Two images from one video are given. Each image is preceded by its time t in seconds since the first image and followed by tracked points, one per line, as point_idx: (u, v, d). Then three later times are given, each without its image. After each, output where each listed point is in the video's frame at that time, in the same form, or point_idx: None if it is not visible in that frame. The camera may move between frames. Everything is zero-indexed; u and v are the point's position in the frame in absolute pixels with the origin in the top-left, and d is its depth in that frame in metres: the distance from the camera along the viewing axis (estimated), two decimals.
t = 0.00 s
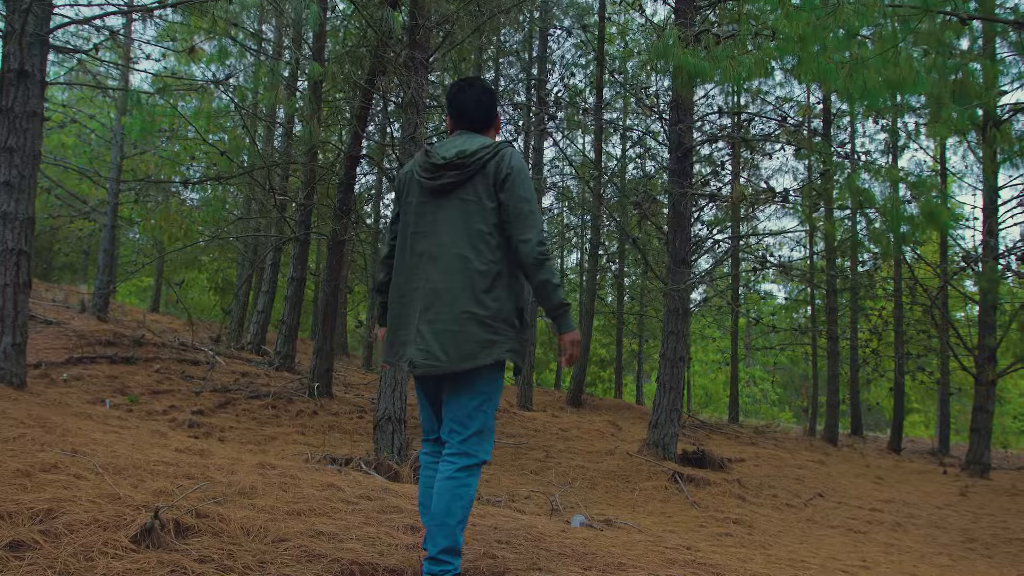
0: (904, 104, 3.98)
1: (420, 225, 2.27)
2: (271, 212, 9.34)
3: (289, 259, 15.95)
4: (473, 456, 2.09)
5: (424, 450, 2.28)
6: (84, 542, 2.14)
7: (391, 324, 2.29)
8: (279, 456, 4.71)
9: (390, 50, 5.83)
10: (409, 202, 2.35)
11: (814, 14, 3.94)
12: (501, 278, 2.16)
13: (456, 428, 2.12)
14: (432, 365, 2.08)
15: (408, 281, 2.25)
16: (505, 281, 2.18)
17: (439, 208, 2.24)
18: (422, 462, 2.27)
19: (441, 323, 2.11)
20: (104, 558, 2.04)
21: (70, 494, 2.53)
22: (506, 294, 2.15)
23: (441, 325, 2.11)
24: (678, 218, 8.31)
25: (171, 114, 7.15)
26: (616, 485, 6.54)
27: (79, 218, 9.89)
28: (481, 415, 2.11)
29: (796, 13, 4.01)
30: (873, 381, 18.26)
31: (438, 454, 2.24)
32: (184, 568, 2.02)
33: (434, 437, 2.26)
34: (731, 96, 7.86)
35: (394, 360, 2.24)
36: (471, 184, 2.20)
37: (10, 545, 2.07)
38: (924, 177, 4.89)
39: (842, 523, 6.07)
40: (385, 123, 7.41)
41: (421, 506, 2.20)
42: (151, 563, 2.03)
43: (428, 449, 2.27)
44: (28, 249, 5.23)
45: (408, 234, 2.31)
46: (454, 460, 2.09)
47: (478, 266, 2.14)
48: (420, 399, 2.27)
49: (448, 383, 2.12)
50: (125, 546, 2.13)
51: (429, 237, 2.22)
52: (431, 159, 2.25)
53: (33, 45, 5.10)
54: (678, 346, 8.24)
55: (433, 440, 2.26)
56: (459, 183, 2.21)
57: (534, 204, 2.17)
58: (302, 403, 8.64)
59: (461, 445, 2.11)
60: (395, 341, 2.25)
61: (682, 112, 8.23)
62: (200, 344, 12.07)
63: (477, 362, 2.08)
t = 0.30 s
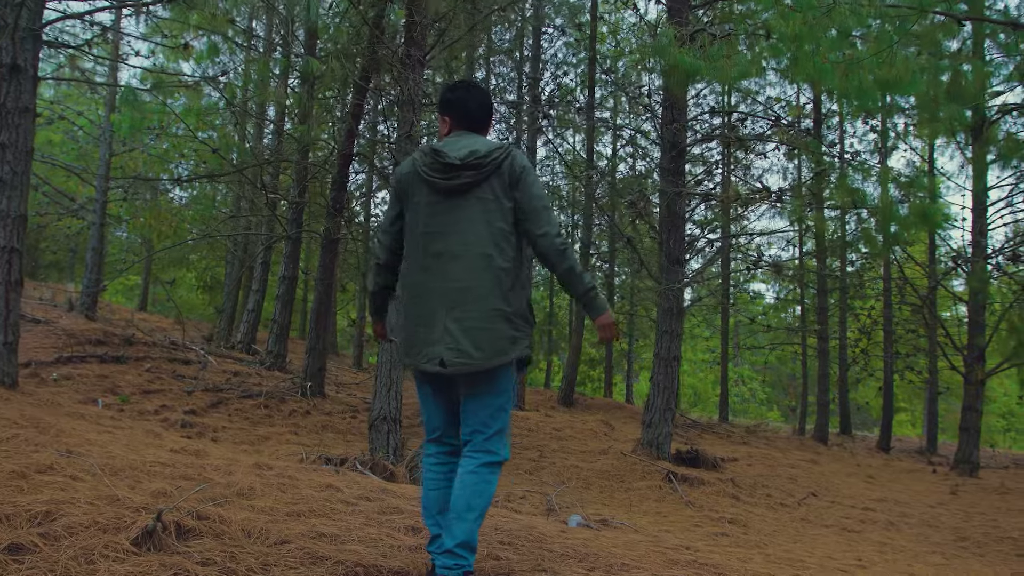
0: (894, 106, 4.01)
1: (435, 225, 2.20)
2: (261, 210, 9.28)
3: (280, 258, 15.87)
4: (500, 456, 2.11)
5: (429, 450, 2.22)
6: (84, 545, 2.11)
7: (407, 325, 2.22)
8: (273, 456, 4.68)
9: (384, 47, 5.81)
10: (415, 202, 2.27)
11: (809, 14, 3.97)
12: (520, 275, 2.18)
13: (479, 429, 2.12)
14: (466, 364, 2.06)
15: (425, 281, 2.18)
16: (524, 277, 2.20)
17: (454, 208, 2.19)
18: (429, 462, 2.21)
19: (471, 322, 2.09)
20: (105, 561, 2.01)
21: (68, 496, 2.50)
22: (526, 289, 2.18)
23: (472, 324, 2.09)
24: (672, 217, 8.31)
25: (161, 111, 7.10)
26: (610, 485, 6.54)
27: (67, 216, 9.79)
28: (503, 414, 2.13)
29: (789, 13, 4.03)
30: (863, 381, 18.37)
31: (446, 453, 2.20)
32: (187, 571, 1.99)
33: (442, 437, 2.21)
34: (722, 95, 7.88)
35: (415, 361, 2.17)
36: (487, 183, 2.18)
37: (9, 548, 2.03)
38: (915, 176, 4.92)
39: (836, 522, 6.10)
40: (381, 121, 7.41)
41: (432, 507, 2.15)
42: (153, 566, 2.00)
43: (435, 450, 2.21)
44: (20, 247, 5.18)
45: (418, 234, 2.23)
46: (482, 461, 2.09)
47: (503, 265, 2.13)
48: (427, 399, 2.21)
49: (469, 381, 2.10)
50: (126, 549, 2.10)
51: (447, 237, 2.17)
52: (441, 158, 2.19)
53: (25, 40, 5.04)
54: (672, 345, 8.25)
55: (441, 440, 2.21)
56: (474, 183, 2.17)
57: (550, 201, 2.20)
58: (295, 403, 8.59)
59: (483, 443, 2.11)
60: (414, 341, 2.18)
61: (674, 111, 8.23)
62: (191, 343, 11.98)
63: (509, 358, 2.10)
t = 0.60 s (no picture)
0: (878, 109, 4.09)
1: (447, 229, 2.16)
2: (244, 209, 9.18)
3: (263, 257, 15.74)
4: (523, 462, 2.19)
5: (426, 454, 2.14)
6: (75, 553, 2.06)
7: (416, 330, 2.13)
8: (260, 458, 4.62)
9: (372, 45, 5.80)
10: (419, 203, 2.20)
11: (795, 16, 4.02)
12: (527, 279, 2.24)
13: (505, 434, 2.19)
14: (494, 369, 2.07)
15: (438, 285, 2.13)
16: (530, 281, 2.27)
17: (467, 212, 2.17)
18: (427, 467, 2.12)
19: (495, 327, 2.10)
20: (97, 569, 1.96)
21: (55, 502, 2.44)
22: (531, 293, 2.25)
23: (495, 328, 2.10)
24: (659, 219, 8.34)
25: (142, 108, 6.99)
26: (598, 487, 6.54)
27: (44, 213, 9.61)
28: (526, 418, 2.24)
29: (778, 15, 4.06)
30: (844, 382, 18.57)
31: (446, 457, 2.15)
32: None
33: (443, 441, 2.15)
34: (707, 98, 7.94)
35: (429, 366, 2.11)
36: (499, 189, 2.21)
37: None
38: (897, 179, 5.00)
39: (821, 523, 6.14)
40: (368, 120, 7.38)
41: (438, 512, 2.09)
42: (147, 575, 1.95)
43: (434, 454, 2.13)
44: None
45: (426, 238, 2.17)
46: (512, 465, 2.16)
47: (518, 270, 2.18)
48: (439, 402, 2.15)
49: (492, 385, 2.12)
50: (118, 556, 2.05)
51: (461, 241, 2.15)
52: (454, 161, 2.17)
53: (6, 34, 4.94)
54: (658, 347, 8.26)
55: (442, 444, 2.15)
56: (487, 189, 2.19)
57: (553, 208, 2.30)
58: (279, 404, 8.50)
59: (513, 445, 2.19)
60: (427, 346, 2.12)
61: (662, 112, 8.25)
62: (172, 344, 11.82)
63: (527, 361, 2.17)
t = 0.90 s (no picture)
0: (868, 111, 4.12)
1: (465, 233, 2.17)
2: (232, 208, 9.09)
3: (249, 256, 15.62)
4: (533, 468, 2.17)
5: (429, 457, 2.12)
6: (73, 560, 2.03)
7: (429, 332, 2.11)
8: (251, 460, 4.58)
9: (362, 43, 5.79)
10: (435, 204, 2.19)
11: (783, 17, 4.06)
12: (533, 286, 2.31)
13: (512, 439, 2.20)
14: (510, 373, 2.11)
15: (453, 287, 2.13)
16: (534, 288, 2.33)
17: (484, 217, 2.20)
18: (431, 471, 2.10)
19: (511, 332, 2.15)
20: None
21: (51, 507, 2.40)
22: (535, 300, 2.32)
23: (510, 334, 2.15)
24: (649, 220, 8.35)
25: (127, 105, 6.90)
26: (589, 487, 6.55)
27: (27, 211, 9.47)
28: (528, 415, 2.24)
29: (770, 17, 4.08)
30: (829, 382, 18.74)
31: (449, 461, 2.13)
32: None
33: (447, 443, 2.13)
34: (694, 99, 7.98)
35: (441, 370, 2.09)
36: (516, 196, 2.26)
37: None
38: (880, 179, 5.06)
39: (811, 523, 6.18)
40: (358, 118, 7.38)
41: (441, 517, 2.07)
42: None
43: (437, 457, 2.12)
44: None
45: (443, 239, 2.17)
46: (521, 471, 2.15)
47: (532, 278, 2.24)
48: (444, 404, 2.14)
49: (504, 389, 2.15)
50: (117, 563, 2.02)
51: (479, 245, 2.17)
52: (474, 165, 2.20)
53: None
54: (649, 348, 8.29)
55: (445, 447, 2.14)
56: (505, 195, 2.24)
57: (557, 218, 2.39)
58: (267, 404, 8.43)
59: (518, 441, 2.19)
60: (440, 349, 2.10)
61: (652, 112, 8.25)
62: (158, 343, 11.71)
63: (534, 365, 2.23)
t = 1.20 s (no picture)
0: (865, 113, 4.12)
1: (498, 240, 2.21)
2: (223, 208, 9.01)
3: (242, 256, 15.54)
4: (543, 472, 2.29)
5: (447, 464, 2.13)
6: (80, 568, 2.00)
7: (462, 336, 2.11)
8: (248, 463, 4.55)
9: (355, 41, 5.76)
10: (472, 208, 2.20)
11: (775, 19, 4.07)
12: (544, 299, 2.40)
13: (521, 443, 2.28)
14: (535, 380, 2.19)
15: (488, 293, 2.16)
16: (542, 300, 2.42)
17: (515, 226, 2.25)
18: (450, 479, 2.12)
19: (536, 341, 2.21)
20: None
21: (53, 513, 2.37)
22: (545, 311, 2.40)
23: (535, 343, 2.21)
24: (644, 221, 8.33)
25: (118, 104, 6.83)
26: (585, 488, 6.55)
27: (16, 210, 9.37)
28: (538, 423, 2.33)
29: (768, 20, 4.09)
30: (820, 382, 18.83)
31: (464, 467, 2.16)
32: None
33: (465, 448, 2.16)
34: (686, 99, 7.98)
35: (470, 376, 2.10)
36: (541, 207, 2.35)
37: None
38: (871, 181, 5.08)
39: (807, 524, 6.20)
40: (350, 116, 7.34)
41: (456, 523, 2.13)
42: None
43: (455, 464, 2.14)
44: None
45: (479, 244, 2.19)
46: (531, 476, 2.26)
47: (552, 288, 2.34)
48: (465, 410, 2.14)
49: (522, 397, 2.22)
50: (123, 571, 2.00)
51: (511, 253, 2.22)
52: (510, 174, 2.26)
53: None
54: (644, 348, 8.30)
55: (461, 453, 2.16)
56: (533, 205, 2.32)
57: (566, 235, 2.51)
58: (262, 406, 8.39)
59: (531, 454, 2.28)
60: (471, 355, 2.10)
61: (648, 112, 8.23)
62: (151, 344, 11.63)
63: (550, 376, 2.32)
